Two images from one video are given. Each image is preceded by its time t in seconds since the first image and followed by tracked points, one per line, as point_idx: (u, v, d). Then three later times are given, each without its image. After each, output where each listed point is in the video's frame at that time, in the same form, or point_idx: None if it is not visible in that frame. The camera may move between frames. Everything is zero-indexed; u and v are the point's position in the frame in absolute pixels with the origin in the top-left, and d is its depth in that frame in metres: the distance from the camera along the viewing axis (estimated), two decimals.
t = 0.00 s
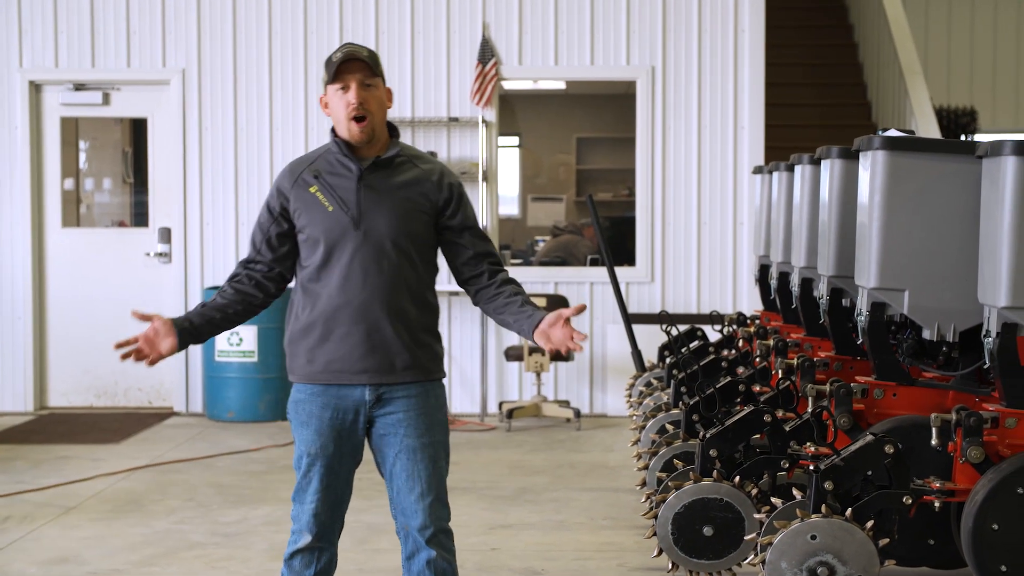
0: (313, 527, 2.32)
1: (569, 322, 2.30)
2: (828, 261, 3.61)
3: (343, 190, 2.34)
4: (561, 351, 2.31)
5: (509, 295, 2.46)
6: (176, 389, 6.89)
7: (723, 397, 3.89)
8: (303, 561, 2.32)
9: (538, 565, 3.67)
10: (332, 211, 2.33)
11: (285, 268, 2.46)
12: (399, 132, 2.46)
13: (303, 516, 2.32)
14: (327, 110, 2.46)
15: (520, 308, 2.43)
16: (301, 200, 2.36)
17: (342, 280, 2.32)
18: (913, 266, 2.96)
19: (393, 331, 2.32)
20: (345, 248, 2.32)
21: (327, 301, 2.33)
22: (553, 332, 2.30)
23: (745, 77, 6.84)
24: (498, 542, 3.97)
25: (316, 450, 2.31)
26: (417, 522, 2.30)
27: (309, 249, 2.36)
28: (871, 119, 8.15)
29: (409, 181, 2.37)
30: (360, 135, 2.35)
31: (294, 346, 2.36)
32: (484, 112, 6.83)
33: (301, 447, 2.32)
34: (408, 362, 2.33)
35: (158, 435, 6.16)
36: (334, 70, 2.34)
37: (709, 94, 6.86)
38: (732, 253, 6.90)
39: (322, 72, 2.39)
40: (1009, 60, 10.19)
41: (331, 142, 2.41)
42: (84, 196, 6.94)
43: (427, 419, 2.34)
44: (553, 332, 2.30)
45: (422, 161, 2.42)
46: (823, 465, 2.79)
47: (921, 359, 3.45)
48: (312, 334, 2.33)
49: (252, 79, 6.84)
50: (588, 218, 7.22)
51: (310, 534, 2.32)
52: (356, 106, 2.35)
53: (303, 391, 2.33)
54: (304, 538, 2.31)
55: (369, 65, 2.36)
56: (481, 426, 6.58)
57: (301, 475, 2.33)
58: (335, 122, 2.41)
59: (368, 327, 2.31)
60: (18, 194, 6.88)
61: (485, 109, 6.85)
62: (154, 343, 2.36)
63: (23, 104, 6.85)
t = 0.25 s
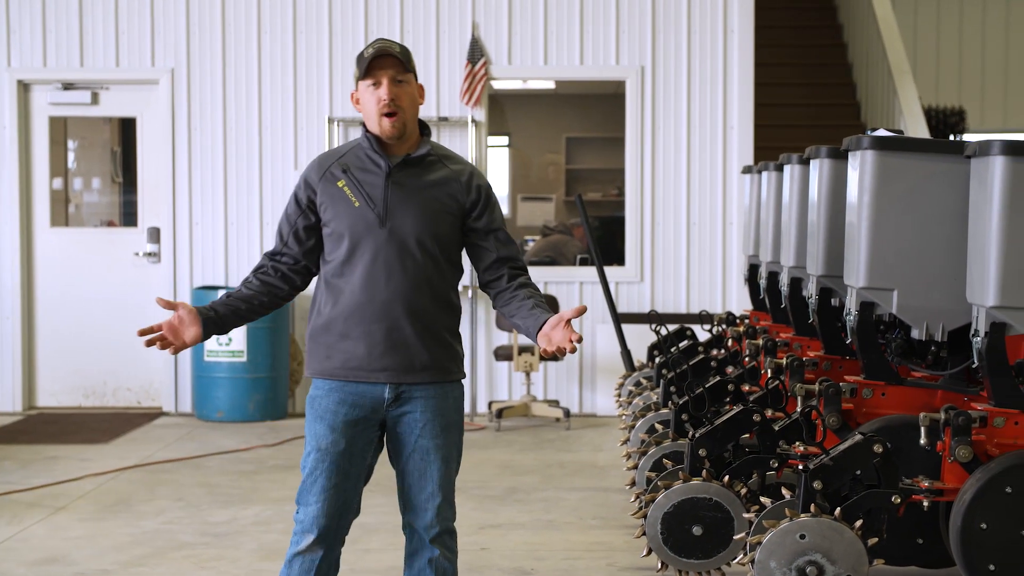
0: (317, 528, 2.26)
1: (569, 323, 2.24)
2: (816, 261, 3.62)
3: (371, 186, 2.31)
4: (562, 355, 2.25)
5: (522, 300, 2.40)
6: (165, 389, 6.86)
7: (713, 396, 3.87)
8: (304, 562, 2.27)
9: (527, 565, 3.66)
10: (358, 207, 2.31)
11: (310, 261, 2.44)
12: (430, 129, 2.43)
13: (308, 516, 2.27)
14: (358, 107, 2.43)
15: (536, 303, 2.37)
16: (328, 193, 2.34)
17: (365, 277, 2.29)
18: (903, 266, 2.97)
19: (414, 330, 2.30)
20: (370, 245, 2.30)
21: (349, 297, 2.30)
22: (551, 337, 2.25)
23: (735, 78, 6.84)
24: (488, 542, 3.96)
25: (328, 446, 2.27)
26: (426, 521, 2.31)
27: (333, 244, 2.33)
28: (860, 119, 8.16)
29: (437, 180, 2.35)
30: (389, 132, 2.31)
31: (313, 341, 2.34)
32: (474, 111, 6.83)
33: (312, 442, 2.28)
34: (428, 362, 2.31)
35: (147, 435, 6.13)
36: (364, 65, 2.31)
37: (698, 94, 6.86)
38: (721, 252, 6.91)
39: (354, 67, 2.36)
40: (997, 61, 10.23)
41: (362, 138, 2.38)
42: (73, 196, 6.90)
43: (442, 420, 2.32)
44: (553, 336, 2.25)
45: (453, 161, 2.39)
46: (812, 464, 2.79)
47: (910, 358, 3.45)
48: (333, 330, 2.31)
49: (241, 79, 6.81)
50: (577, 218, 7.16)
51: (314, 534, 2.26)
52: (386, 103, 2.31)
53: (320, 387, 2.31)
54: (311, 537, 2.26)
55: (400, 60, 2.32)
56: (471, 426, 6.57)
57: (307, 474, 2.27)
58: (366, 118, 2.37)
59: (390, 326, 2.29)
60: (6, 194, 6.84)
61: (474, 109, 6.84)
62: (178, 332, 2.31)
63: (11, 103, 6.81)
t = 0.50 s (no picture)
0: (341, 534, 2.27)
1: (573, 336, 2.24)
2: (810, 261, 3.62)
3: (379, 187, 2.30)
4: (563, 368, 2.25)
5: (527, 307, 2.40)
6: (157, 389, 6.84)
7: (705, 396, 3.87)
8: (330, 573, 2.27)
9: (520, 564, 3.66)
10: (365, 208, 2.29)
11: (319, 261, 2.43)
12: (440, 131, 2.42)
13: (330, 526, 2.27)
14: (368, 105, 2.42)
15: (541, 310, 2.37)
16: (336, 194, 2.33)
17: (371, 279, 2.28)
18: (896, 266, 2.97)
19: (419, 332, 2.29)
20: (376, 247, 2.28)
21: (355, 298, 2.29)
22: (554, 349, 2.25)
23: (727, 78, 6.85)
24: (481, 542, 3.95)
25: (342, 451, 2.27)
26: (429, 522, 2.32)
27: (340, 245, 2.32)
28: (853, 120, 8.18)
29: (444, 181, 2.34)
30: (400, 133, 2.31)
31: (317, 342, 2.32)
32: (466, 112, 6.84)
33: (326, 447, 2.28)
34: (432, 365, 2.30)
35: (140, 435, 6.11)
36: (377, 66, 2.30)
37: (691, 94, 6.87)
38: (714, 252, 6.91)
39: (364, 66, 2.35)
40: (988, 61, 10.26)
41: (370, 137, 2.37)
42: (65, 196, 6.88)
43: (448, 421, 2.34)
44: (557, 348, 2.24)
45: (461, 163, 2.38)
46: (806, 464, 2.79)
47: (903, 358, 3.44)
48: (338, 331, 2.30)
49: (233, 79, 6.80)
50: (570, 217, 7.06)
51: (337, 543, 2.27)
52: (398, 103, 2.31)
53: (325, 389, 2.30)
54: (335, 546, 2.26)
55: (413, 62, 2.32)
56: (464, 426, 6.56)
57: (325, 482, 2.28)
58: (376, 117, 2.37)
59: (395, 329, 2.28)
60: None
61: (467, 109, 6.85)
62: (187, 337, 2.31)
63: (3, 103, 6.79)
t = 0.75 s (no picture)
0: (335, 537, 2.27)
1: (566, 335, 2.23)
2: (806, 261, 3.62)
3: (374, 188, 2.30)
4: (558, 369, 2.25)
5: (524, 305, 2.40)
6: (154, 389, 6.83)
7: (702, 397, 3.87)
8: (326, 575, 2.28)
9: (517, 564, 3.66)
10: (361, 209, 2.29)
11: (313, 265, 2.43)
12: (432, 131, 2.42)
13: (324, 529, 2.28)
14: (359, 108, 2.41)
15: (536, 312, 2.37)
16: (331, 195, 2.32)
17: (368, 279, 2.28)
18: (892, 266, 2.97)
19: (417, 333, 2.29)
20: (374, 248, 2.28)
21: (352, 299, 2.29)
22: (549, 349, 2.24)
23: (724, 78, 6.85)
24: (477, 542, 3.95)
25: (336, 454, 2.27)
26: (423, 523, 2.32)
27: (336, 247, 2.32)
28: (849, 120, 8.18)
29: (439, 181, 2.34)
30: (392, 132, 2.30)
31: (315, 343, 2.32)
32: (463, 111, 6.83)
33: (320, 450, 2.29)
34: (430, 365, 2.30)
35: (137, 435, 6.10)
36: (366, 66, 2.29)
37: (688, 94, 6.87)
38: (710, 252, 6.92)
39: (354, 68, 2.35)
40: (985, 61, 10.27)
41: (363, 138, 2.37)
42: (62, 196, 6.88)
43: (444, 423, 2.33)
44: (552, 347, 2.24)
45: (455, 162, 2.38)
46: (802, 464, 2.80)
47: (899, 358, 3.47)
48: (336, 333, 2.30)
49: (230, 79, 6.79)
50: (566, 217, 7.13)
51: (332, 545, 2.28)
52: (389, 102, 2.30)
53: (323, 391, 2.30)
54: (330, 548, 2.27)
55: (402, 61, 2.32)
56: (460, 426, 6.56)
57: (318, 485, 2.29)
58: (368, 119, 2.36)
59: (393, 330, 2.27)
60: None
61: (464, 109, 6.84)
62: (189, 343, 2.27)
63: None
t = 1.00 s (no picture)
0: (334, 537, 2.28)
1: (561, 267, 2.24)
2: (806, 261, 3.62)
3: (369, 186, 2.29)
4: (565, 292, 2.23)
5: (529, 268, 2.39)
6: (153, 389, 6.83)
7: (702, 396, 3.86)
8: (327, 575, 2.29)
9: (517, 564, 3.66)
10: (358, 207, 2.29)
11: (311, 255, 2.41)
12: (426, 128, 2.42)
13: (324, 529, 2.28)
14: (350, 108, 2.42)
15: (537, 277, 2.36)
16: (326, 194, 2.31)
17: (366, 277, 2.28)
18: (891, 266, 2.97)
19: (416, 331, 2.29)
20: (371, 246, 2.28)
21: (351, 298, 2.29)
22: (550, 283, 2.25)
23: (724, 79, 6.85)
24: (477, 542, 3.95)
25: (334, 454, 2.27)
26: (422, 523, 2.32)
27: (332, 246, 2.31)
28: (849, 119, 8.18)
29: (434, 177, 2.33)
30: (385, 131, 2.31)
31: (314, 344, 2.32)
32: (463, 111, 6.82)
33: (318, 450, 2.28)
34: (431, 363, 2.30)
35: (136, 435, 6.10)
36: (357, 65, 2.30)
37: (687, 94, 6.87)
38: (710, 252, 6.92)
39: (345, 68, 2.35)
40: (985, 61, 10.27)
41: (356, 137, 2.36)
42: (62, 196, 6.87)
43: (443, 423, 2.33)
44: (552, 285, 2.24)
45: (449, 158, 2.38)
46: (801, 464, 2.80)
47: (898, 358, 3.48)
48: (335, 332, 2.30)
49: (230, 79, 6.79)
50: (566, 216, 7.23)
51: (332, 545, 2.28)
52: (380, 101, 2.31)
53: (322, 391, 2.30)
54: (330, 548, 2.28)
55: (392, 59, 2.32)
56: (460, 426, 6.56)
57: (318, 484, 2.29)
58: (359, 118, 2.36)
59: (392, 328, 2.28)
60: None
61: (463, 109, 6.83)
62: (200, 287, 2.19)
63: None
